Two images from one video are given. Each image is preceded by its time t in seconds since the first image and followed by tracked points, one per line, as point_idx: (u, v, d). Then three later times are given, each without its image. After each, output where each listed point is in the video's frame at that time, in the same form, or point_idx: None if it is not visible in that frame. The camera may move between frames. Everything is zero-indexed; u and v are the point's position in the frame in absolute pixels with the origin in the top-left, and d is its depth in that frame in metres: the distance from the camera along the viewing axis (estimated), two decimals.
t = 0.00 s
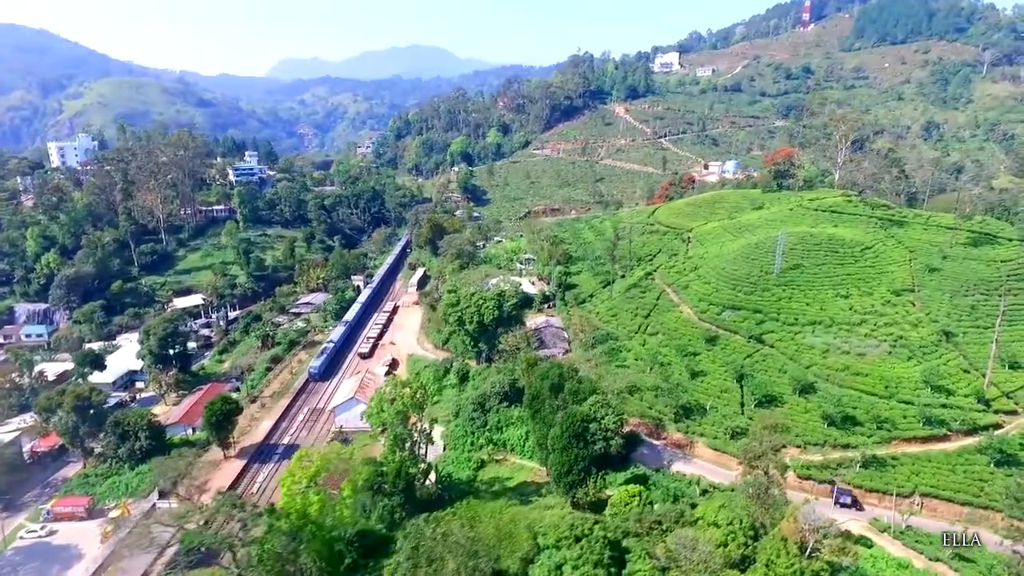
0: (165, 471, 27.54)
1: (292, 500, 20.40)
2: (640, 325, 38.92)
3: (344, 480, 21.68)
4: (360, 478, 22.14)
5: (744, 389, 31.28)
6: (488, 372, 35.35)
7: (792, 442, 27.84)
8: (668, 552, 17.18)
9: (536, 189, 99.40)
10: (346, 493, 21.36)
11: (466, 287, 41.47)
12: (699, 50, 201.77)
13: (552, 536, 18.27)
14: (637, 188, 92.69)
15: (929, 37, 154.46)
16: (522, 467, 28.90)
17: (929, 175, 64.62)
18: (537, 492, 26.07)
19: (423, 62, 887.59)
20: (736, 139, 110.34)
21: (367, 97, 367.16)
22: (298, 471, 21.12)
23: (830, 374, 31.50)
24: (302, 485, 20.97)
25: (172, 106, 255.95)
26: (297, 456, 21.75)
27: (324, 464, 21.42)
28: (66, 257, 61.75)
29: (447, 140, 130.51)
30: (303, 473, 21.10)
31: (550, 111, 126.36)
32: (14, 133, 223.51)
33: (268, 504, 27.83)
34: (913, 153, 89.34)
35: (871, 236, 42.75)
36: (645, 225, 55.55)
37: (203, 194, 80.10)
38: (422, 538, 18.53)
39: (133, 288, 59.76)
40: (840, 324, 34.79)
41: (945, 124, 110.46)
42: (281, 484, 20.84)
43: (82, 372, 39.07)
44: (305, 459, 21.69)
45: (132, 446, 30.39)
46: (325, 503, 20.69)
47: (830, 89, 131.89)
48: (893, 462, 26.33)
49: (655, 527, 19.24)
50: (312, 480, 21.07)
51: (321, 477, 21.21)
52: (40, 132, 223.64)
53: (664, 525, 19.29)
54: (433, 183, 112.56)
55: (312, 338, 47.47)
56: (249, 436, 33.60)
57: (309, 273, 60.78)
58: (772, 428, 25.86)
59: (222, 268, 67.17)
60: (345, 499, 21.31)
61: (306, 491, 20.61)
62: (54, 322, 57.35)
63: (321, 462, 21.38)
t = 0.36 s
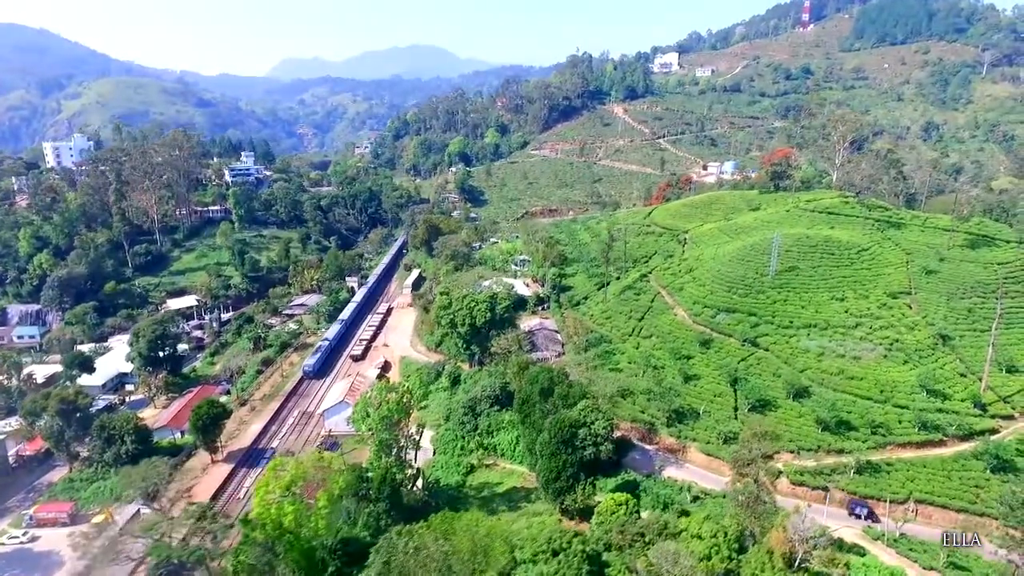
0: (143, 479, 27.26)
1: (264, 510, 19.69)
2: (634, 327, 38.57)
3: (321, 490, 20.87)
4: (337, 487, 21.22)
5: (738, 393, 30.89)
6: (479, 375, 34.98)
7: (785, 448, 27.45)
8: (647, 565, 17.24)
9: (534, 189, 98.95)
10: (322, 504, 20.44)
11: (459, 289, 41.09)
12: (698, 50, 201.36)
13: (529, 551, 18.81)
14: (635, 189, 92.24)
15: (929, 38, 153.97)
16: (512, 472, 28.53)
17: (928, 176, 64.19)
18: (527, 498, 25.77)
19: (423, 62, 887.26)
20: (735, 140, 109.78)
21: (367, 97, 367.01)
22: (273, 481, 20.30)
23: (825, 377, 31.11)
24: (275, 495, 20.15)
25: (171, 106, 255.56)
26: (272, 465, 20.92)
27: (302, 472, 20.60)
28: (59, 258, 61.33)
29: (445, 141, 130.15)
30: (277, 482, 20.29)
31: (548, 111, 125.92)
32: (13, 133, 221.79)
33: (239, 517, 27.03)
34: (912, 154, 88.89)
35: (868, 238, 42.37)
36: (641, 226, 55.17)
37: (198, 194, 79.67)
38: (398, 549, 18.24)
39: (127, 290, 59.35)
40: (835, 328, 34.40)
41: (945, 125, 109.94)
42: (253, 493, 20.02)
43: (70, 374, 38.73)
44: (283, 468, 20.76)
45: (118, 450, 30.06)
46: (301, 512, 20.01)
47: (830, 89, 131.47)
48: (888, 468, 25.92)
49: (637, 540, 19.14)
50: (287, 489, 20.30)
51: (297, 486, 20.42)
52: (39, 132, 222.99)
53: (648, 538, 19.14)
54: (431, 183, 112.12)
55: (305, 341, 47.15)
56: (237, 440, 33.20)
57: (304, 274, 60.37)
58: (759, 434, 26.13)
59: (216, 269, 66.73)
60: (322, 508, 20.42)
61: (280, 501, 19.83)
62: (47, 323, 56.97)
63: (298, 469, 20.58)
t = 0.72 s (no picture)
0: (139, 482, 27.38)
1: (246, 518, 19.54)
2: (636, 330, 38.08)
3: (304, 497, 20.33)
4: (320, 495, 20.56)
5: (740, 398, 30.36)
6: (477, 377, 34.62)
7: (787, 454, 26.91)
8: None
9: (540, 189, 98.37)
10: (303, 513, 19.94)
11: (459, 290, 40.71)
12: (707, 50, 200.09)
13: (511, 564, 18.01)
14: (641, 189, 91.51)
15: (941, 37, 152.06)
16: (508, 477, 28.15)
17: (938, 178, 63.17)
18: (523, 504, 25.37)
19: (432, 61, 887.66)
20: (743, 140, 108.71)
21: (375, 96, 367.39)
22: (254, 488, 20.08)
23: (829, 383, 30.53)
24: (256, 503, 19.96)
25: (180, 105, 256.49)
26: (254, 473, 20.72)
27: (283, 479, 20.18)
28: (64, 257, 61.43)
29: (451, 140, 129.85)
30: (259, 489, 20.06)
31: (555, 111, 125.28)
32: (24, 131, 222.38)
33: (220, 530, 26.53)
34: (923, 155, 87.62)
35: (875, 240, 41.67)
36: (645, 227, 54.54)
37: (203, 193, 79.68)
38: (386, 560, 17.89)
39: (130, 288, 59.35)
40: (840, 332, 33.77)
41: (957, 125, 108.39)
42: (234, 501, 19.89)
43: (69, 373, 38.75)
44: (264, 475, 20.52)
45: (113, 451, 29.97)
46: (283, 519, 19.77)
47: (840, 89, 130.01)
48: (892, 477, 25.34)
49: (625, 554, 18.90)
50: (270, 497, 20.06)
51: (279, 494, 20.09)
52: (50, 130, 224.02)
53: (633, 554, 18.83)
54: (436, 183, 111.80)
55: (306, 341, 46.96)
56: (235, 442, 32.94)
57: (307, 274, 60.21)
58: (759, 443, 25.45)
59: (220, 268, 66.65)
60: (304, 518, 19.94)
61: (260, 509, 19.69)
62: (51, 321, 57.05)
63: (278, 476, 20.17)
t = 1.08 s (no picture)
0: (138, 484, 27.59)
1: (232, 525, 19.40)
2: (643, 334, 37.55)
3: (291, 505, 20.69)
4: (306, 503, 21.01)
5: (747, 404, 29.72)
6: (482, 380, 34.23)
7: (794, 464, 26.29)
8: None
9: (551, 189, 97.68)
10: (290, 520, 19.91)
11: (465, 291, 40.34)
12: (723, 49, 198.11)
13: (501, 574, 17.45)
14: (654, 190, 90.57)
15: (964, 36, 149.01)
16: (510, 482, 27.75)
17: (959, 180, 61.65)
18: (523, 510, 25.04)
19: (447, 61, 888.88)
20: (759, 140, 107.22)
21: (390, 96, 368.47)
22: (239, 496, 20.06)
23: (839, 390, 29.79)
24: (243, 511, 20.00)
25: (197, 104, 258.79)
26: (240, 479, 20.66)
27: (270, 486, 20.52)
28: (76, 254, 61.97)
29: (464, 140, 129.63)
30: (244, 497, 20.11)
31: (568, 110, 124.54)
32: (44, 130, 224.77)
33: (210, 531, 26.37)
34: (944, 156, 85.72)
35: (891, 244, 40.70)
36: (656, 228, 53.81)
37: (215, 192, 80.09)
38: (381, 570, 17.89)
39: (141, 286, 59.73)
40: (852, 338, 32.98)
41: (978, 126, 106.06)
42: (220, 509, 19.83)
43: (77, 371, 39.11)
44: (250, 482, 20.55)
45: (116, 450, 30.12)
46: (269, 526, 19.69)
47: (858, 89, 127.84)
48: (905, 488, 24.58)
49: (617, 570, 17.87)
50: (257, 504, 20.19)
51: (267, 500, 20.36)
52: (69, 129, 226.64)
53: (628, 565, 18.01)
54: (448, 183, 111.57)
55: (312, 341, 46.93)
56: (237, 442, 32.81)
57: (315, 273, 60.29)
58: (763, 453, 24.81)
59: (230, 267, 66.92)
60: (291, 525, 19.88)
61: (246, 516, 19.67)
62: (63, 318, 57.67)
63: (265, 483, 20.47)
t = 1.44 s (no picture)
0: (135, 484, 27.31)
1: (217, 533, 17.88)
2: (651, 337, 36.93)
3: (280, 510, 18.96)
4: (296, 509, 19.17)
5: (756, 411, 29.04)
6: (487, 383, 33.85)
7: (804, 474, 25.61)
8: None
9: (564, 189, 97.02)
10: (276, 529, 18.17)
11: (471, 293, 39.96)
12: (741, 49, 196.08)
13: None
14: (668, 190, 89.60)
15: (988, 35, 145.81)
16: (512, 487, 27.35)
17: (981, 182, 60.14)
18: (524, 516, 24.64)
19: (464, 60, 890.19)
20: (776, 140, 105.72)
21: (406, 96, 369.71)
22: (225, 502, 18.36)
23: (852, 398, 28.97)
24: (229, 517, 18.32)
25: (216, 104, 261.56)
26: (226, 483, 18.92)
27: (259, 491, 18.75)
28: (91, 252, 62.49)
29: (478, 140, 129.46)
30: (231, 503, 18.39)
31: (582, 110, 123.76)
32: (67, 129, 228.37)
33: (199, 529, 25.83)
34: (966, 157, 83.78)
35: (908, 247, 39.68)
36: (667, 230, 53.02)
37: (228, 191, 80.52)
38: None
39: (153, 284, 60.06)
40: (865, 344, 32.12)
41: (1003, 127, 103.61)
42: (203, 517, 18.14)
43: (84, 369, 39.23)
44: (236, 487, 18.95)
45: (119, 449, 30.09)
46: (257, 532, 18.17)
47: (879, 89, 125.57)
48: (918, 501, 23.79)
49: None
50: (245, 510, 18.55)
51: (256, 506, 18.68)
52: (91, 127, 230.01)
53: None
54: (461, 183, 111.37)
55: (319, 341, 46.86)
56: (241, 441, 32.68)
57: (325, 273, 60.30)
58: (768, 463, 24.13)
59: (242, 265, 67.15)
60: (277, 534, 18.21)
61: (231, 525, 18.07)
62: (77, 315, 58.21)
63: (253, 489, 18.69)
